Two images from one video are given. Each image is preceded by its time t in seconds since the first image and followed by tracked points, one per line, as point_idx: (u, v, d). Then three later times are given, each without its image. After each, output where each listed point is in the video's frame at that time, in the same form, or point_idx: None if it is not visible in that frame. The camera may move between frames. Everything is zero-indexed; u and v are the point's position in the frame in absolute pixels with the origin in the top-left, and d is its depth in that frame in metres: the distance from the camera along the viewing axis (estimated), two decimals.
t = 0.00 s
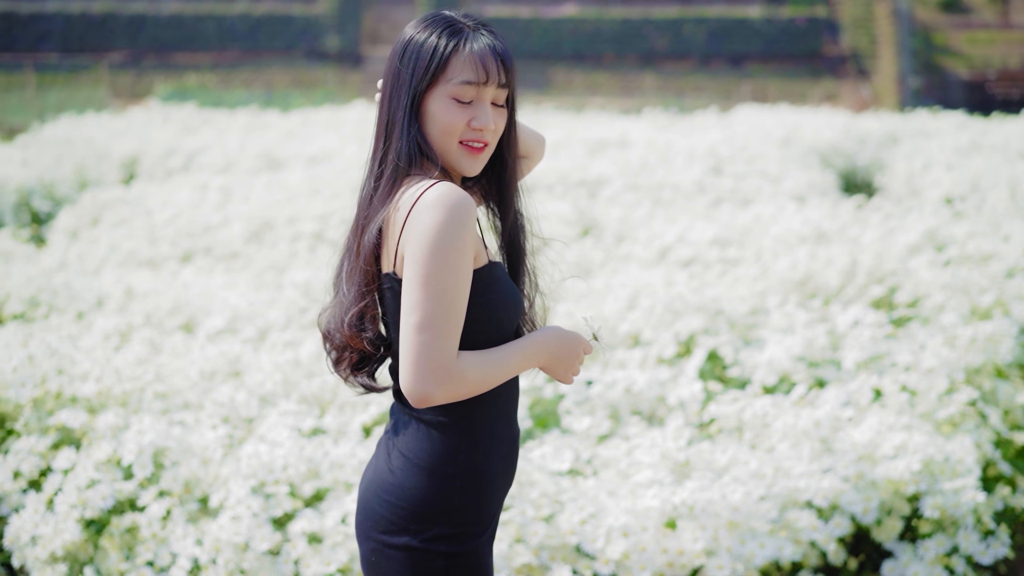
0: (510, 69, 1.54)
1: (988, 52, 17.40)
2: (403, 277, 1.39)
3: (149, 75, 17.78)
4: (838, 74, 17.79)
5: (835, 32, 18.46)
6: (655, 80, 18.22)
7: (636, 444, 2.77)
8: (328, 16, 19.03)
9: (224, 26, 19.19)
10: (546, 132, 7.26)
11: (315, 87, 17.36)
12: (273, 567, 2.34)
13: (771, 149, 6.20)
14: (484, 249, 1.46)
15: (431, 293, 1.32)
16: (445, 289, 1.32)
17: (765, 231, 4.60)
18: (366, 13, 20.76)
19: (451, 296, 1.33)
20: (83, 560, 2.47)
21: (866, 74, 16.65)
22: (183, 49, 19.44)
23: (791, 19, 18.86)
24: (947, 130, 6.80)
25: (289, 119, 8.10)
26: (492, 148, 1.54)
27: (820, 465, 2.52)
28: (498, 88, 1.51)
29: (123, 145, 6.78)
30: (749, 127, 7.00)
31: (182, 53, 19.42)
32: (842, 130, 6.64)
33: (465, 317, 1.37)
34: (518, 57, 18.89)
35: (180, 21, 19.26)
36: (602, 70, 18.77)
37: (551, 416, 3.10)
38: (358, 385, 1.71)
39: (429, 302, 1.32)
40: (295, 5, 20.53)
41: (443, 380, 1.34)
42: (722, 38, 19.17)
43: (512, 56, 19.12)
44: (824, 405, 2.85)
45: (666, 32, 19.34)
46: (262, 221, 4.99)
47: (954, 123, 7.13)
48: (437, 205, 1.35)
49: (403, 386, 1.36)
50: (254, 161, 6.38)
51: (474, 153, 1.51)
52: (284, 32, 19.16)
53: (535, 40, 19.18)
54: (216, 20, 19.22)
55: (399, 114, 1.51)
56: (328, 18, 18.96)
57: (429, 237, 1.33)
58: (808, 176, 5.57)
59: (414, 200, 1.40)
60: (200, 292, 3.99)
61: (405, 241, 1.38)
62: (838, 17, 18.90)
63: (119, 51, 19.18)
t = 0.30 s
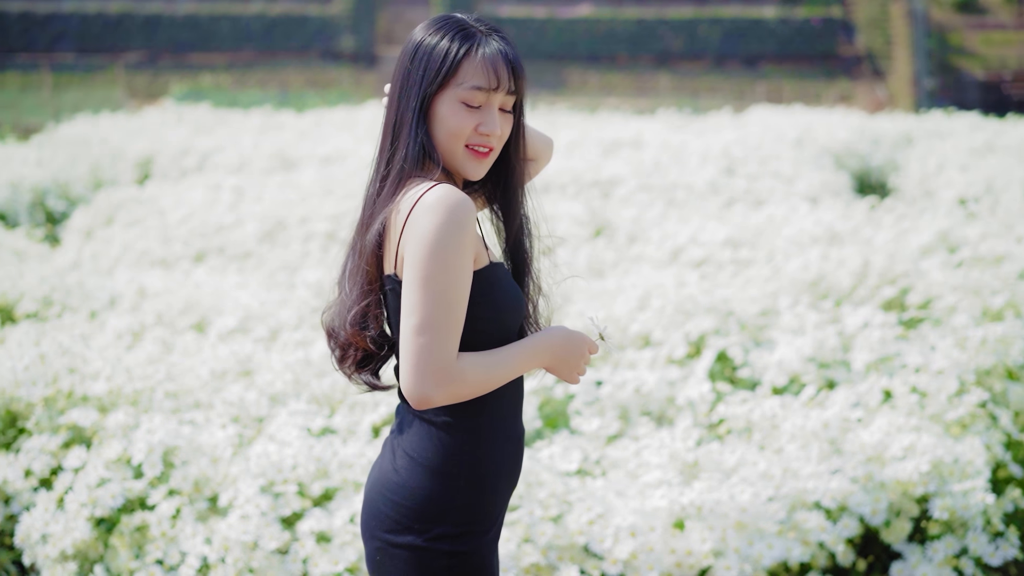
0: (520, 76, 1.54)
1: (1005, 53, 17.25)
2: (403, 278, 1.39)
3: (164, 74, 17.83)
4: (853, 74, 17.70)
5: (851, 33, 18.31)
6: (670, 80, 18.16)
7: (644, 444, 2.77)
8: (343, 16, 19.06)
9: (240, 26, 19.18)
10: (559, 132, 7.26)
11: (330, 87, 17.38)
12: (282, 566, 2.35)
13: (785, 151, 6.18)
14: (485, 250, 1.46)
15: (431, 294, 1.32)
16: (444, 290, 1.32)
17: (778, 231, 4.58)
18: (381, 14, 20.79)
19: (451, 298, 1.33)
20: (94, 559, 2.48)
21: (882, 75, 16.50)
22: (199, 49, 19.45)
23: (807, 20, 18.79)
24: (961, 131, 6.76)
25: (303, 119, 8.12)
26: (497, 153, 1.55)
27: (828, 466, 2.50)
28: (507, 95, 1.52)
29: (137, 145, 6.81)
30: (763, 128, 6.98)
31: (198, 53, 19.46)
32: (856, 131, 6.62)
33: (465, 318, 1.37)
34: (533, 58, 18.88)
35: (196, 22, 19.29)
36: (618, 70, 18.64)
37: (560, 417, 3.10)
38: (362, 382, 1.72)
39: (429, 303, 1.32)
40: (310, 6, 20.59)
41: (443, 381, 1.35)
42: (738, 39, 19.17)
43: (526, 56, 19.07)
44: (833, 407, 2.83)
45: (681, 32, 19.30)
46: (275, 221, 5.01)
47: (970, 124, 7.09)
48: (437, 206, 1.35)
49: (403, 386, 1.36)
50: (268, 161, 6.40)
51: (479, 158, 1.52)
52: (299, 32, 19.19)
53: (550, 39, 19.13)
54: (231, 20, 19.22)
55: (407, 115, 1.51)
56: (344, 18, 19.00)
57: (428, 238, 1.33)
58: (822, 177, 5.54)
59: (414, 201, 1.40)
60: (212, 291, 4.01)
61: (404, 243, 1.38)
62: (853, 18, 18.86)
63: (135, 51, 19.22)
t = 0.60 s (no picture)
0: (535, 86, 1.55)
1: None
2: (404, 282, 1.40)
3: (181, 74, 17.91)
4: (872, 74, 17.52)
5: (869, 34, 18.16)
6: (688, 79, 18.05)
7: (656, 444, 2.77)
8: (362, 16, 19.06)
9: (258, 27, 19.13)
10: (575, 133, 7.25)
11: (347, 86, 17.35)
12: (294, 566, 2.36)
13: (802, 151, 6.16)
14: (487, 252, 1.46)
15: (431, 298, 1.33)
16: (444, 294, 1.33)
17: (794, 232, 4.56)
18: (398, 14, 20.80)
19: (451, 302, 1.33)
20: (107, 557, 2.50)
21: (900, 75, 16.35)
22: (219, 49, 19.31)
23: (825, 19, 18.63)
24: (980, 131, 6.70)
25: (320, 119, 8.14)
26: (505, 160, 1.56)
27: (840, 468, 2.49)
28: (520, 104, 1.53)
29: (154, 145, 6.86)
30: (780, 129, 6.96)
31: (219, 53, 19.21)
32: (873, 131, 6.57)
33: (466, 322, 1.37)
34: (550, 58, 18.83)
35: (216, 23, 19.13)
36: (635, 71, 18.53)
37: (573, 417, 3.10)
38: (370, 378, 1.72)
39: (428, 307, 1.33)
40: (328, 6, 20.64)
41: (443, 385, 1.35)
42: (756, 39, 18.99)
43: (542, 57, 19.02)
44: (847, 408, 2.82)
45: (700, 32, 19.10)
46: (291, 221, 5.03)
47: (991, 125, 7.02)
48: (437, 211, 1.36)
49: (404, 390, 1.37)
50: (285, 162, 6.43)
51: (487, 164, 1.53)
52: (318, 33, 19.18)
53: (568, 39, 19.05)
54: (250, 22, 19.17)
55: (421, 116, 1.51)
56: (362, 18, 19.00)
57: (428, 243, 1.34)
58: (838, 177, 5.51)
59: (416, 205, 1.40)
60: (228, 291, 4.04)
61: (405, 247, 1.39)
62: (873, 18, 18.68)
63: (153, 51, 19.25)
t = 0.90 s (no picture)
0: (550, 95, 1.56)
1: None
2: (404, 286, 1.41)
3: (199, 73, 17.98)
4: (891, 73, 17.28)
5: (888, 33, 17.98)
6: (706, 78, 17.89)
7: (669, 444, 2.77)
8: (380, 16, 19.03)
9: (277, 27, 19.10)
10: (591, 133, 7.23)
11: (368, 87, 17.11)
12: (307, 565, 2.37)
13: (820, 151, 6.13)
14: (489, 254, 1.46)
15: (429, 303, 1.34)
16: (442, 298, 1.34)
17: (810, 232, 4.54)
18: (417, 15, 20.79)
19: (450, 307, 1.34)
20: (121, 556, 2.51)
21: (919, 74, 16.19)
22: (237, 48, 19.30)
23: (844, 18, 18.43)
24: (1001, 131, 6.63)
25: (337, 120, 8.16)
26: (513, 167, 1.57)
27: (853, 468, 2.47)
28: (535, 112, 1.54)
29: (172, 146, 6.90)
30: (798, 129, 6.92)
31: (236, 53, 19.36)
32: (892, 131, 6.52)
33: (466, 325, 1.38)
34: (568, 58, 18.74)
35: (233, 23, 19.13)
36: (653, 70, 18.42)
37: (587, 417, 3.10)
38: (379, 374, 1.72)
39: (428, 312, 1.34)
40: (345, 7, 20.68)
41: (443, 388, 1.35)
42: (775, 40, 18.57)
43: (560, 56, 18.93)
44: (860, 409, 2.80)
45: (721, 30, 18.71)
46: (308, 221, 5.05)
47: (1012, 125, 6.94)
48: (435, 216, 1.37)
49: (405, 393, 1.38)
50: (303, 162, 6.47)
51: (497, 170, 1.53)
52: (337, 32, 19.12)
53: (586, 40, 18.85)
54: (269, 22, 19.08)
55: (436, 119, 1.51)
56: (380, 18, 18.96)
57: (427, 248, 1.35)
58: (856, 177, 5.48)
59: (415, 209, 1.42)
60: (244, 290, 4.06)
61: (404, 252, 1.40)
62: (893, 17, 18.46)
63: (172, 52, 19.33)
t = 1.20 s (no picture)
0: (564, 102, 1.56)
1: None
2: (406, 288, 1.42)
3: (218, 73, 18.10)
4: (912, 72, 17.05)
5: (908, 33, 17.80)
6: (726, 77, 17.74)
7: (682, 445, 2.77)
8: (399, 17, 19.07)
9: (297, 28, 19.17)
10: (609, 133, 7.22)
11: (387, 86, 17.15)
12: (320, 563, 2.39)
13: (838, 151, 6.10)
14: (491, 255, 1.46)
15: (429, 305, 1.35)
16: (442, 299, 1.35)
17: (828, 232, 4.52)
18: (436, 16, 20.82)
19: (449, 309, 1.35)
20: (136, 553, 2.53)
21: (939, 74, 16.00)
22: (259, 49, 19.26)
23: (865, 17, 18.24)
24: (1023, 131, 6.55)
25: (355, 120, 8.20)
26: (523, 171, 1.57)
27: (866, 469, 2.46)
28: (548, 118, 1.54)
29: (191, 146, 6.95)
30: (817, 129, 6.89)
31: (257, 54, 19.32)
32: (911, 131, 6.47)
33: (467, 327, 1.38)
34: (588, 59, 18.70)
35: (254, 22, 19.25)
36: (671, 70, 18.33)
37: (601, 417, 3.10)
38: (388, 371, 1.71)
39: (427, 313, 1.35)
40: (364, 7, 20.75)
41: (443, 390, 1.36)
42: (795, 41, 18.41)
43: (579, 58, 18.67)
44: (874, 408, 2.78)
45: (741, 31, 18.58)
46: (325, 221, 5.08)
47: None
48: (433, 219, 1.38)
49: (407, 395, 1.39)
50: (322, 162, 6.50)
51: (507, 173, 1.53)
52: (357, 32, 19.16)
53: (604, 40, 18.66)
54: (290, 23, 19.20)
55: (450, 120, 1.51)
56: (399, 19, 19.00)
57: (426, 250, 1.36)
58: (874, 178, 5.45)
59: (416, 212, 1.43)
60: (261, 290, 4.09)
61: (405, 254, 1.42)
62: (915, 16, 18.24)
63: (193, 52, 19.48)
